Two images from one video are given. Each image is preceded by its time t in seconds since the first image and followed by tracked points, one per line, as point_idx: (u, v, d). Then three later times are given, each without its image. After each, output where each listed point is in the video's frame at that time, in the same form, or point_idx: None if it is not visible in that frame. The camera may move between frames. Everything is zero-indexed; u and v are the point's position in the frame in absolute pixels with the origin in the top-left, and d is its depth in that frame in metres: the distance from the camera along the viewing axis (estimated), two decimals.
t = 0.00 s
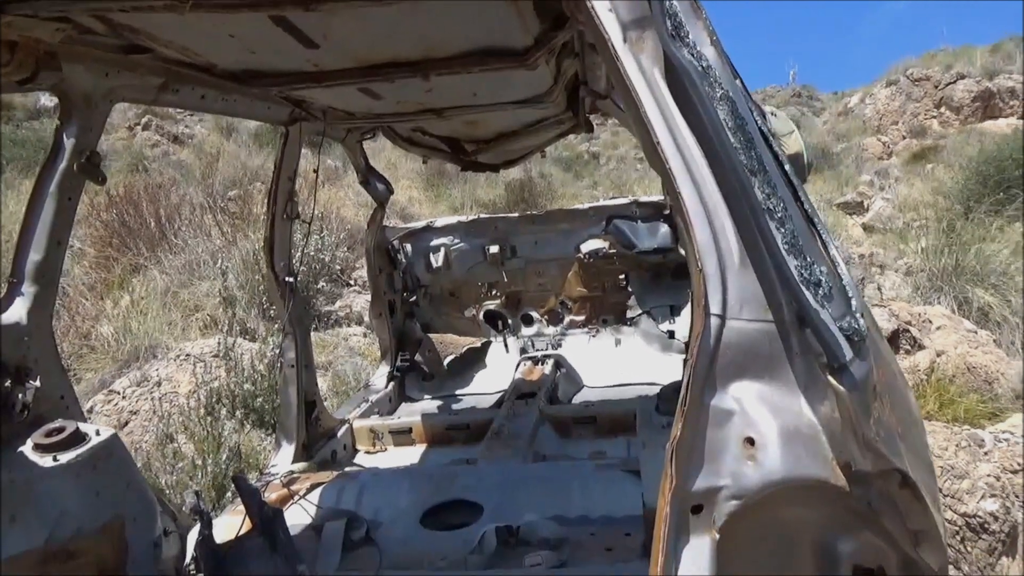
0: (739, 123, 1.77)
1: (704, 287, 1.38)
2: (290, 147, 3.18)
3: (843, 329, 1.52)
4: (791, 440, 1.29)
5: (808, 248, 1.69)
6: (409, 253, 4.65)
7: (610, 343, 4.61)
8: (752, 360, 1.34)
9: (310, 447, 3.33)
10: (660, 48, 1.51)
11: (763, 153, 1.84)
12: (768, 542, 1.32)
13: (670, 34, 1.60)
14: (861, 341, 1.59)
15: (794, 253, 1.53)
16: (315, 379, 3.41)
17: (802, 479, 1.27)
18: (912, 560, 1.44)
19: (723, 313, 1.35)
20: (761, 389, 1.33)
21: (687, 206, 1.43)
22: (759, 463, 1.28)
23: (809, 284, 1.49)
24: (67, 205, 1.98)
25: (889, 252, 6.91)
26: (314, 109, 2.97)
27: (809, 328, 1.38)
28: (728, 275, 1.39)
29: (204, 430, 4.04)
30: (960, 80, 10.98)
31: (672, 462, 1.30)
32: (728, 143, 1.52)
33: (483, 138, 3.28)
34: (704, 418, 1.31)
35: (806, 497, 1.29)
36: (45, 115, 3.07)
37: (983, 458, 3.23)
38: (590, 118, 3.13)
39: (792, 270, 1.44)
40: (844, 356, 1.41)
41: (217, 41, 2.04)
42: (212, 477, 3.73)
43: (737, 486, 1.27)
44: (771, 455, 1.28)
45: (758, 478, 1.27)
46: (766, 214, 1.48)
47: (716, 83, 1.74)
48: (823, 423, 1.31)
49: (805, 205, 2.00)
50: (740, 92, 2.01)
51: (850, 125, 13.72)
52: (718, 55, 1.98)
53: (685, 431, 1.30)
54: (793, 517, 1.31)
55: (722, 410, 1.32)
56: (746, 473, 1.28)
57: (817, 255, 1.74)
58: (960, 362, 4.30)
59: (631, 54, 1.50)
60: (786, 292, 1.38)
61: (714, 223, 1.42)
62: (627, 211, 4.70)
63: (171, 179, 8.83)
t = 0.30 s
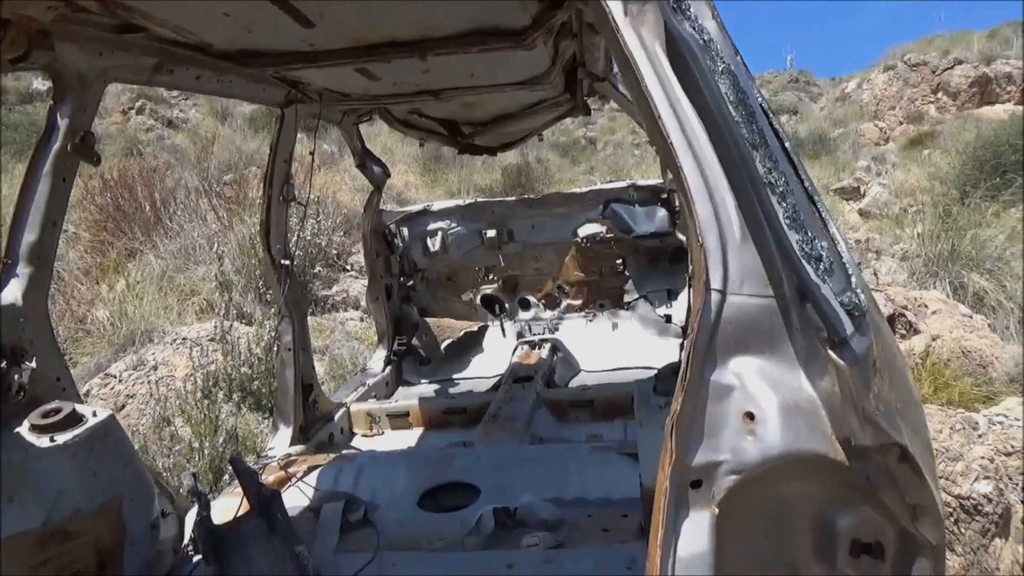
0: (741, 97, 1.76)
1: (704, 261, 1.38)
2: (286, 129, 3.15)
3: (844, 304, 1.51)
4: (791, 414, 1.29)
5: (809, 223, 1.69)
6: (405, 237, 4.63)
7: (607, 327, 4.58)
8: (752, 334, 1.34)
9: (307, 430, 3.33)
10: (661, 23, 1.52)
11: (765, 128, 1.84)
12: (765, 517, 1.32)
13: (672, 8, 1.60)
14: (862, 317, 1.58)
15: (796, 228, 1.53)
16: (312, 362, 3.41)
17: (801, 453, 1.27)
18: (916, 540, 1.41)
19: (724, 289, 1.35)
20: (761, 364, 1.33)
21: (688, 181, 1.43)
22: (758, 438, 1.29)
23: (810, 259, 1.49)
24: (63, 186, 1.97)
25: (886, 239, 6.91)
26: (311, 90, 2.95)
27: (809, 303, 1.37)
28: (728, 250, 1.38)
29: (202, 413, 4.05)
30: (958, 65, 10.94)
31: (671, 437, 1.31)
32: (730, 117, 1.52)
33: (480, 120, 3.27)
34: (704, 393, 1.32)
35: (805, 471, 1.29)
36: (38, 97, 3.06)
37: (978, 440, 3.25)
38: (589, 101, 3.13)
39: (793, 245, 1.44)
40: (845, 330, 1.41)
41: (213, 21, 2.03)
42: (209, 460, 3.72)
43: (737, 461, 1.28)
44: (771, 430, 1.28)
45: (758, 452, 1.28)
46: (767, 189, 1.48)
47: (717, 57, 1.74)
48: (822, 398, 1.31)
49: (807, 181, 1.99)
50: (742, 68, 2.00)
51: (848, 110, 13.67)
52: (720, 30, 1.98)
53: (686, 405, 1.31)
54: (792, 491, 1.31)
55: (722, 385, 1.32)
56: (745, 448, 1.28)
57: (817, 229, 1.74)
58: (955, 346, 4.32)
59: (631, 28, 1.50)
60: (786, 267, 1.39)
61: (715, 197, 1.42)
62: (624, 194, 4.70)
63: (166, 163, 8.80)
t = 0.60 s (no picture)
0: (742, 71, 1.76)
1: (704, 236, 1.39)
2: (283, 113, 3.13)
3: (845, 278, 1.48)
4: (790, 388, 1.30)
5: (810, 196, 1.68)
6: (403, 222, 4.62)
7: (604, 313, 4.60)
8: (752, 308, 1.35)
9: (306, 414, 3.34)
10: None
11: (767, 103, 1.84)
12: (763, 491, 1.32)
13: None
14: (863, 291, 1.54)
15: (796, 201, 1.51)
16: (310, 347, 3.40)
17: (801, 428, 1.27)
18: (917, 512, 1.35)
19: (724, 263, 1.36)
20: (761, 339, 1.33)
21: (688, 157, 1.44)
22: (758, 412, 1.29)
23: (811, 232, 1.48)
24: (58, 168, 1.96)
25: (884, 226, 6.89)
26: (308, 73, 2.94)
27: (809, 277, 1.36)
28: (728, 225, 1.39)
29: (200, 398, 4.05)
30: (957, 51, 10.90)
31: (670, 410, 1.31)
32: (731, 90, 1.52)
33: (479, 104, 3.26)
34: (703, 366, 1.32)
35: (805, 446, 1.29)
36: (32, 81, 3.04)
37: (975, 423, 3.26)
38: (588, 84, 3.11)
39: (793, 217, 1.42)
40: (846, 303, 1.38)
41: (209, 2, 2.01)
42: (208, 444, 3.74)
43: (736, 435, 1.28)
44: (769, 404, 1.29)
45: (756, 426, 1.28)
46: (768, 162, 1.48)
47: (718, 29, 1.74)
48: (822, 372, 1.31)
49: (807, 157, 1.98)
50: (742, 43, 1.99)
51: (847, 97, 13.61)
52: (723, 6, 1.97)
53: (685, 379, 1.32)
54: (791, 466, 1.31)
55: (721, 359, 1.33)
56: (744, 422, 1.29)
57: (818, 203, 1.73)
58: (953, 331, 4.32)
59: (632, 5, 1.52)
60: (786, 239, 1.37)
61: (715, 172, 1.43)
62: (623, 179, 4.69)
63: (162, 149, 8.77)
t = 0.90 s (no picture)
0: (743, 37, 1.75)
1: (703, 203, 1.39)
2: (279, 91, 3.11)
3: (845, 245, 1.47)
4: (789, 355, 1.30)
5: (810, 163, 1.67)
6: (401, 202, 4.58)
7: (603, 293, 4.60)
8: (751, 276, 1.34)
9: (304, 395, 3.34)
10: None
11: (767, 70, 1.82)
12: (762, 460, 1.31)
13: None
14: (863, 258, 1.52)
15: (796, 167, 1.51)
16: (308, 326, 3.39)
17: (800, 395, 1.28)
18: (913, 478, 1.34)
19: (723, 231, 1.36)
20: (760, 307, 1.33)
21: (688, 125, 1.45)
22: (756, 379, 1.29)
23: (810, 199, 1.47)
24: (53, 146, 1.95)
25: (883, 206, 6.88)
26: (304, 50, 2.92)
27: (810, 243, 1.36)
28: (727, 193, 1.39)
29: (199, 378, 4.06)
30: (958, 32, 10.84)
31: (669, 379, 1.31)
32: (732, 55, 1.51)
33: (476, 82, 3.24)
34: (702, 335, 1.32)
35: (804, 413, 1.29)
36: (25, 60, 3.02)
37: (973, 402, 3.27)
38: (587, 62, 3.09)
39: (794, 183, 1.42)
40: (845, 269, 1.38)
41: None
42: (207, 424, 3.75)
43: (735, 403, 1.28)
44: (768, 371, 1.29)
45: (755, 394, 1.28)
46: (768, 128, 1.47)
47: None
48: (822, 339, 1.31)
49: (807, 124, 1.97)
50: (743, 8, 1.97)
51: (846, 78, 13.54)
52: None
53: (683, 347, 1.32)
54: (790, 434, 1.30)
55: (720, 327, 1.32)
56: (743, 390, 1.29)
57: (819, 169, 1.73)
58: (952, 310, 4.33)
59: None
60: (786, 207, 1.37)
61: (714, 139, 1.43)
62: (622, 159, 4.67)
63: (159, 130, 8.73)
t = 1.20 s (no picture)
0: (745, 9, 1.74)
1: (704, 179, 1.39)
2: (276, 75, 3.09)
3: (847, 220, 1.46)
4: (789, 330, 1.30)
5: (812, 138, 1.67)
6: (400, 186, 4.54)
7: (603, 278, 4.60)
8: (752, 252, 1.34)
9: (304, 378, 3.34)
10: None
11: (770, 43, 1.81)
12: (762, 435, 1.32)
13: None
14: (865, 233, 1.52)
15: (797, 141, 1.50)
16: (308, 310, 3.39)
17: (800, 371, 1.28)
18: (914, 454, 1.34)
19: (723, 206, 1.35)
20: (761, 282, 1.33)
21: (689, 100, 1.44)
22: (756, 355, 1.29)
23: (812, 172, 1.46)
24: (49, 128, 1.95)
25: (883, 191, 6.86)
26: (302, 32, 2.90)
27: (811, 218, 1.35)
28: (728, 168, 1.39)
29: (199, 362, 4.06)
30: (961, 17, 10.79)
31: (669, 355, 1.31)
32: (733, 28, 1.50)
33: (474, 65, 3.23)
34: (702, 311, 1.32)
35: (804, 389, 1.29)
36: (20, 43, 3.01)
37: (972, 385, 3.28)
38: (586, 45, 3.08)
39: (795, 157, 1.41)
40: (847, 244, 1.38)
41: None
42: (207, 408, 3.76)
43: (735, 378, 1.28)
44: (768, 346, 1.29)
45: (755, 369, 1.28)
46: (770, 102, 1.46)
47: None
48: (823, 315, 1.31)
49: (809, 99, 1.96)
50: None
51: (847, 63, 13.47)
52: None
53: (683, 323, 1.32)
54: (790, 410, 1.31)
55: (720, 303, 1.32)
56: (743, 365, 1.29)
57: (820, 143, 1.72)
58: (952, 294, 4.33)
59: None
60: (787, 183, 1.37)
61: (715, 114, 1.42)
62: (621, 143, 4.66)
63: (157, 115, 8.70)
